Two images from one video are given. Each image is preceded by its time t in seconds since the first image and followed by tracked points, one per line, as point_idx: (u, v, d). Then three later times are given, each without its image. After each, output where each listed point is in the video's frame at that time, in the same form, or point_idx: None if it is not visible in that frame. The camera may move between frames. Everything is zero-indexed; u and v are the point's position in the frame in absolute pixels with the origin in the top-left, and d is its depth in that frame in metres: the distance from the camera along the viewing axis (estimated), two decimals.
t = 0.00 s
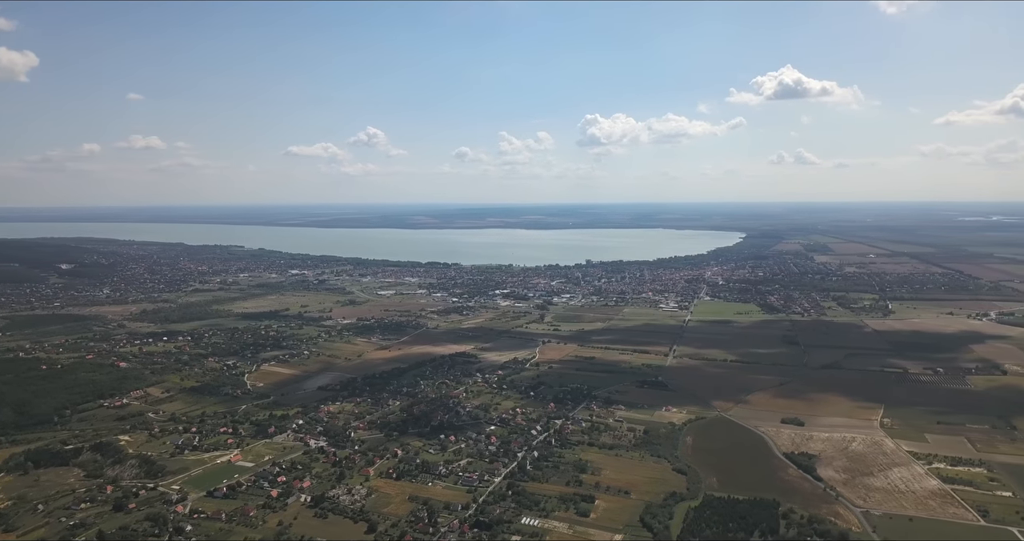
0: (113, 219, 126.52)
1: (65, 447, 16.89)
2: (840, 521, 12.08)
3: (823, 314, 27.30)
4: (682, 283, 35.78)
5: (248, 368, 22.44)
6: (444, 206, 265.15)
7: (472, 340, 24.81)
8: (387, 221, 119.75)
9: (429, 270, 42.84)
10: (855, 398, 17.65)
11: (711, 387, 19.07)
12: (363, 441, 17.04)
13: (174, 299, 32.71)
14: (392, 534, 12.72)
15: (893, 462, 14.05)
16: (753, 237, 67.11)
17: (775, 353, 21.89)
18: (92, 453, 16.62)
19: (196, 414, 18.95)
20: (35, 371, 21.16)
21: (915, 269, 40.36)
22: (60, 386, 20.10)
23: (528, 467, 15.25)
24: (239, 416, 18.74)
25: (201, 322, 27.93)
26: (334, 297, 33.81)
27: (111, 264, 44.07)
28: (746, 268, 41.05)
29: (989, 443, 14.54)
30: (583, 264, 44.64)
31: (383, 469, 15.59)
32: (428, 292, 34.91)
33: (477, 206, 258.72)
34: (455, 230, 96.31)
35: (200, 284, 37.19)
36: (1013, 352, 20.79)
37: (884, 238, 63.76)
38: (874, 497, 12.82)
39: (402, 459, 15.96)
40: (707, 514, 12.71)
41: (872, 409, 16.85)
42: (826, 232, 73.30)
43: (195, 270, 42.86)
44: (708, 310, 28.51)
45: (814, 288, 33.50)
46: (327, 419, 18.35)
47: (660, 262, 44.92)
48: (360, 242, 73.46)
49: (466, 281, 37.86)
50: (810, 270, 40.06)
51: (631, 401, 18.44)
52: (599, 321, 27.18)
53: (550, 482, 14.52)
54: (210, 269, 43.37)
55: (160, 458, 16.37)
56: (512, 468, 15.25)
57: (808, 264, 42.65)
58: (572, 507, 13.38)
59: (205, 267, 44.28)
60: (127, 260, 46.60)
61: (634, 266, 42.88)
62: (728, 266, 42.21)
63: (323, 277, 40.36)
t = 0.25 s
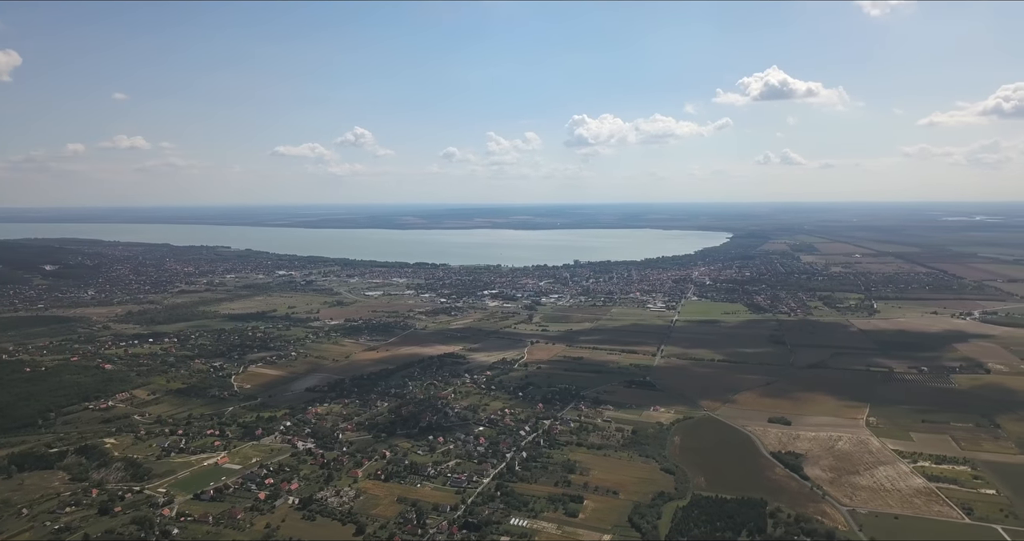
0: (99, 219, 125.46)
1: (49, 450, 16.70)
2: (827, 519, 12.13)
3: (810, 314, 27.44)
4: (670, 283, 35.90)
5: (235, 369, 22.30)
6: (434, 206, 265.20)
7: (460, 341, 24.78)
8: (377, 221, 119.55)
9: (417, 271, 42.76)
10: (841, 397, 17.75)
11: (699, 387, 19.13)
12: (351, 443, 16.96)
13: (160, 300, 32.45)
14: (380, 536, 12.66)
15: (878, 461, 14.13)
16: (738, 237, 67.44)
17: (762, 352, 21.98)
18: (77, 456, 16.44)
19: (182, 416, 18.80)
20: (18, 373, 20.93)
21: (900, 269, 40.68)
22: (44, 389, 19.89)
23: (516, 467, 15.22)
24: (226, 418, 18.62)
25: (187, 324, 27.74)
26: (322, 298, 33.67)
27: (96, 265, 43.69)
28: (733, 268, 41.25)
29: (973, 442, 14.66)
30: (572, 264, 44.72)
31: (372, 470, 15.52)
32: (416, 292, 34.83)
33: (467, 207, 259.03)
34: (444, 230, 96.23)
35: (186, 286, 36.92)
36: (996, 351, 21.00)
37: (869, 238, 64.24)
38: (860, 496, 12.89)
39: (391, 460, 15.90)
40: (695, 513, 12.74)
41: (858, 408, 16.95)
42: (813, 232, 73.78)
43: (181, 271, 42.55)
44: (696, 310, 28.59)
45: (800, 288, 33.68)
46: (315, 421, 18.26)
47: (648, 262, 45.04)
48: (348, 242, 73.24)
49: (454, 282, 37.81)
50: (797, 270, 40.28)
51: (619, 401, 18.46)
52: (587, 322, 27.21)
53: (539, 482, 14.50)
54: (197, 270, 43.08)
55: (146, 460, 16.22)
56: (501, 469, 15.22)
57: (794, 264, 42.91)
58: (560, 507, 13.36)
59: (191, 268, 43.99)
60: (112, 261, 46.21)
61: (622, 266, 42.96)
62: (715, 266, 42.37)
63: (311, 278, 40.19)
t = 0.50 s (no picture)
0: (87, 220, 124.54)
1: (35, 453, 16.51)
2: (814, 518, 12.18)
3: (797, 313, 27.58)
4: (659, 283, 35.98)
5: (222, 371, 22.17)
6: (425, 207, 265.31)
7: (450, 342, 24.74)
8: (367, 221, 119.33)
9: (407, 271, 42.69)
10: (829, 396, 17.83)
11: (687, 386, 19.18)
12: (340, 444, 16.89)
13: (147, 301, 32.22)
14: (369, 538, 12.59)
15: (865, 459, 14.21)
16: (727, 237, 67.71)
17: (750, 352, 22.07)
18: (63, 459, 16.27)
19: (169, 418, 18.67)
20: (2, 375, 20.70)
21: (888, 269, 40.95)
22: (29, 391, 19.68)
23: (506, 468, 15.20)
24: (214, 420, 18.50)
25: (175, 325, 27.55)
26: (311, 298, 33.54)
27: (82, 266, 43.33)
28: (721, 268, 41.40)
29: (958, 440, 14.77)
30: (561, 265, 44.76)
31: (361, 472, 15.45)
32: (405, 293, 34.75)
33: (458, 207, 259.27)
34: (435, 230, 96.16)
35: (173, 286, 36.68)
36: (980, 350, 21.17)
37: (856, 238, 64.68)
38: (847, 495, 12.95)
39: (380, 462, 15.84)
40: (683, 513, 12.75)
41: (845, 407, 17.04)
42: (801, 232, 74.20)
43: (168, 272, 42.28)
44: (684, 310, 28.67)
45: (788, 288, 33.85)
46: (303, 422, 18.18)
47: (637, 262, 45.14)
48: (337, 242, 73.02)
49: (443, 282, 37.74)
50: (785, 270, 40.47)
51: (608, 401, 18.48)
52: (576, 322, 27.23)
53: (528, 483, 14.48)
54: (184, 271, 42.81)
55: (133, 463, 16.08)
56: (490, 469, 15.19)
57: (783, 264, 43.11)
58: (550, 508, 13.35)
59: (178, 269, 43.72)
60: (98, 262, 45.83)
61: (611, 266, 43.03)
62: (704, 266, 42.52)
63: (299, 279, 40.02)
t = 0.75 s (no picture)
0: (78, 220, 123.85)
1: (23, 455, 16.37)
2: (804, 518, 12.21)
3: (787, 314, 27.66)
4: (650, 283, 36.04)
5: (213, 372, 22.06)
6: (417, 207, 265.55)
7: (441, 343, 24.70)
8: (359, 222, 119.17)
9: (398, 272, 42.62)
10: (818, 396, 17.90)
11: (678, 386, 19.21)
12: (331, 446, 16.83)
13: (137, 303, 32.03)
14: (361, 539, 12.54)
15: (855, 459, 14.27)
16: (718, 238, 67.91)
17: (740, 352, 22.13)
18: (51, 462, 16.13)
19: (159, 420, 18.56)
20: None
21: (877, 269, 41.15)
22: (16, 393, 19.51)
23: (497, 469, 15.18)
24: (204, 422, 18.40)
25: (164, 327, 27.39)
26: (301, 299, 33.42)
27: (70, 267, 43.03)
28: (711, 268, 41.49)
29: (947, 439, 14.85)
30: (552, 265, 44.78)
31: (352, 473, 15.39)
32: (397, 294, 34.67)
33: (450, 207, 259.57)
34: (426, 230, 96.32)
35: (163, 287, 36.49)
36: (968, 349, 21.30)
37: (846, 238, 65.00)
38: (837, 494, 12.99)
39: (371, 463, 15.78)
40: (675, 513, 12.76)
41: (834, 406, 17.11)
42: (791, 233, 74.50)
43: (158, 273, 42.04)
44: (675, 310, 28.72)
45: (778, 288, 33.96)
46: (294, 424, 18.11)
47: (628, 262, 45.21)
48: (329, 242, 72.87)
49: (435, 283, 37.68)
50: (776, 270, 40.60)
51: (600, 401, 18.49)
52: (567, 322, 27.23)
53: (520, 484, 14.45)
54: (174, 272, 42.59)
55: (122, 465, 15.97)
56: (482, 470, 15.16)
57: (773, 264, 43.24)
58: (541, 508, 13.34)
59: (168, 270, 43.48)
60: (87, 263, 45.53)
61: (602, 266, 43.09)
62: (695, 267, 42.62)
63: (290, 279, 39.88)
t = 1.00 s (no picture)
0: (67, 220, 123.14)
1: (10, 458, 16.22)
2: (794, 517, 12.24)
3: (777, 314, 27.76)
4: (640, 284, 36.10)
5: (202, 374, 21.95)
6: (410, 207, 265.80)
7: (432, 343, 24.66)
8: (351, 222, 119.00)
9: (388, 272, 42.55)
10: (808, 396, 17.96)
11: (669, 386, 19.25)
12: (322, 448, 16.76)
13: (125, 304, 31.83)
14: None
15: (844, 458, 14.32)
16: (709, 238, 68.14)
17: (730, 352, 22.18)
18: (38, 464, 15.99)
19: (149, 422, 18.45)
20: None
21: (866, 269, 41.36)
22: (3, 395, 19.35)
23: (489, 469, 15.16)
24: (194, 423, 18.30)
25: (153, 328, 27.23)
26: (291, 300, 33.31)
27: (58, 268, 42.73)
28: (701, 268, 41.60)
29: (935, 438, 14.93)
30: (543, 265, 44.81)
31: (343, 475, 15.34)
32: (387, 295, 34.60)
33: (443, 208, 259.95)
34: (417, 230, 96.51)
35: (152, 288, 36.29)
36: (956, 349, 21.43)
37: (835, 238, 65.35)
38: (827, 493, 13.03)
39: (362, 464, 15.73)
40: (666, 513, 12.76)
41: (824, 406, 17.17)
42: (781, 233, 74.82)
43: (147, 274, 41.81)
44: (666, 310, 28.76)
45: (768, 288, 34.08)
46: (285, 425, 18.03)
47: (619, 262, 45.29)
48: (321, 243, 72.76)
49: (425, 284, 37.62)
50: (765, 270, 40.74)
51: (591, 401, 18.50)
52: (558, 322, 27.24)
53: (511, 485, 14.43)
54: (163, 273, 42.36)
55: (111, 468, 15.85)
56: (473, 471, 15.13)
57: (763, 264, 43.39)
58: (532, 509, 13.32)
59: (157, 270, 43.23)
60: (75, 264, 45.22)
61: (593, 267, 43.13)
62: (685, 267, 42.72)
63: (280, 280, 39.74)
